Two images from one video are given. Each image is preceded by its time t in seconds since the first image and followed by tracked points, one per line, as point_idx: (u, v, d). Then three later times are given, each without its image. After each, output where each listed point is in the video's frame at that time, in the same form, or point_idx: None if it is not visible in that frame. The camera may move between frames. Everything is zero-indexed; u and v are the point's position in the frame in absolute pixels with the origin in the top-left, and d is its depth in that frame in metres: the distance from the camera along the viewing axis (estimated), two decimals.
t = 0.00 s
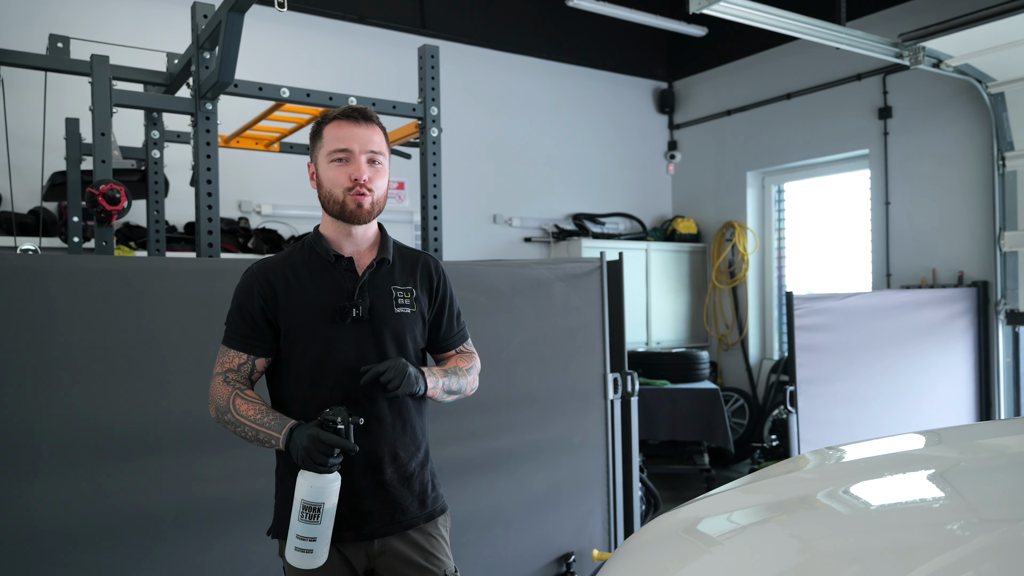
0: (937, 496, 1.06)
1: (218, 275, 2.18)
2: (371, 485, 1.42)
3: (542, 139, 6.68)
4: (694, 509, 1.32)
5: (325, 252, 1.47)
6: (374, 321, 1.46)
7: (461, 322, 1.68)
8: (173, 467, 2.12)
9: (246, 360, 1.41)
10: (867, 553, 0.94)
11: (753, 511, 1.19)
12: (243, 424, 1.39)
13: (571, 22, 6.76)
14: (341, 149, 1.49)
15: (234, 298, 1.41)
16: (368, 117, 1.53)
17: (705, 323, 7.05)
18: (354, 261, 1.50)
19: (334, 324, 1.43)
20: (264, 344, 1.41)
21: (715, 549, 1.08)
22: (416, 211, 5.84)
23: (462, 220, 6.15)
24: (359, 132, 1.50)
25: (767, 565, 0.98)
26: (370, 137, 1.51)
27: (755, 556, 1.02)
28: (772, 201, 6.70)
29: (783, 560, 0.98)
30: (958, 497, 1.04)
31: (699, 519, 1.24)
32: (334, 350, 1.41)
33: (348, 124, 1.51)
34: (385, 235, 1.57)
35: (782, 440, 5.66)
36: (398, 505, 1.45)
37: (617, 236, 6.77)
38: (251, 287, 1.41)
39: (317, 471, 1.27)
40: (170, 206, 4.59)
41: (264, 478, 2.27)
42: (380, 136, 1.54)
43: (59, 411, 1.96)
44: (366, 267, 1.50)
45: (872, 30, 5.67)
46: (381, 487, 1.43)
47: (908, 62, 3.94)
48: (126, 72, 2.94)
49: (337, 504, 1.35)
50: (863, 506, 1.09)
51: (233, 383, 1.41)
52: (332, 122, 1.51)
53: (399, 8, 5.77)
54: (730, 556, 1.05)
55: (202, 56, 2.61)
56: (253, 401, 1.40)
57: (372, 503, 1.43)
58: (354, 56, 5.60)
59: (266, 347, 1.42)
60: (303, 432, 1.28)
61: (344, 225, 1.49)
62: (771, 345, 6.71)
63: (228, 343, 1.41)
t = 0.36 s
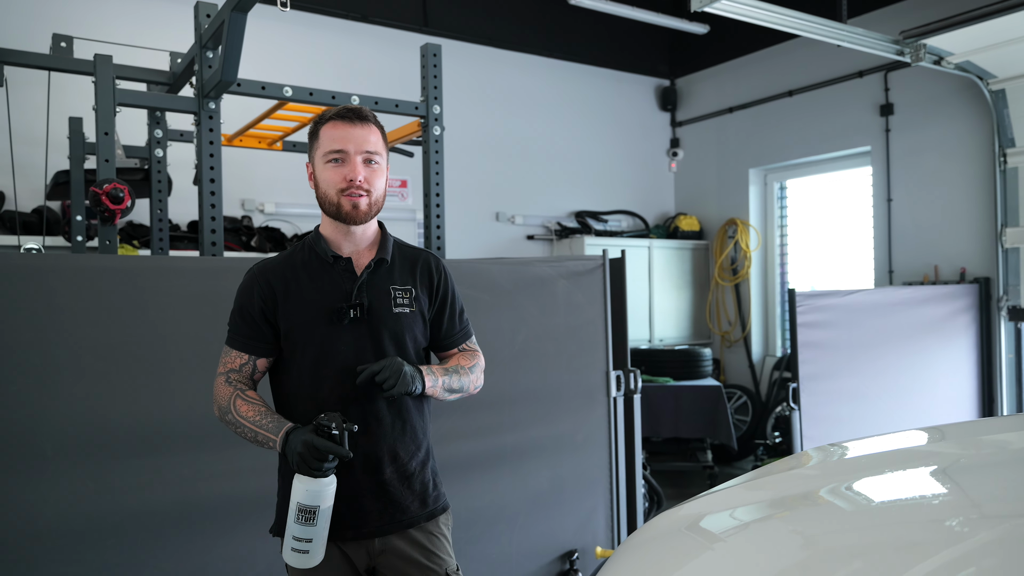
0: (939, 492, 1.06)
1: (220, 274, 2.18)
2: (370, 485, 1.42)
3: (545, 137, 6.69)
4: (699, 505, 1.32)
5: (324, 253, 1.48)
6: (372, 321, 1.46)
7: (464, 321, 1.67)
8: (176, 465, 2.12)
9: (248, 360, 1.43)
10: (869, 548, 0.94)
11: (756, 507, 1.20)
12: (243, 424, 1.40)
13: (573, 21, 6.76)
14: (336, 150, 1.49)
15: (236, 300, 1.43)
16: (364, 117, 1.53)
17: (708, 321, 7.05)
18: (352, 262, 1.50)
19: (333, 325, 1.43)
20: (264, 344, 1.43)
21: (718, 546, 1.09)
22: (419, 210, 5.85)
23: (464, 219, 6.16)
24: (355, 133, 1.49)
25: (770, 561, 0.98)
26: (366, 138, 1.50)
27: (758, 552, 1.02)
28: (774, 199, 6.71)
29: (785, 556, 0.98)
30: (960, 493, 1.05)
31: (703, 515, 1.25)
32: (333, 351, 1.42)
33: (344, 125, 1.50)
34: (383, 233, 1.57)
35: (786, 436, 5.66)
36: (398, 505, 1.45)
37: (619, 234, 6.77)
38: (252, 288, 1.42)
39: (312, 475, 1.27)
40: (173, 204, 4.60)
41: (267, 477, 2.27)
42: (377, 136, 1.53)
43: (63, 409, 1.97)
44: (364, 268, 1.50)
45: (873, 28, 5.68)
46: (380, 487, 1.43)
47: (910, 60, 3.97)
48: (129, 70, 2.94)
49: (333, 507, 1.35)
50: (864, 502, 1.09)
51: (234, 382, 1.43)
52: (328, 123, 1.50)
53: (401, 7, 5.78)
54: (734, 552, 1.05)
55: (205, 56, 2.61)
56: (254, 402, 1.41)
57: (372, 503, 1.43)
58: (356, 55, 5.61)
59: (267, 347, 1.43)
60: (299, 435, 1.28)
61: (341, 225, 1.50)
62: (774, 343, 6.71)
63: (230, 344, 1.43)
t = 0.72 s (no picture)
0: (939, 491, 1.07)
1: (222, 274, 2.18)
2: (369, 482, 1.43)
3: (546, 136, 6.69)
4: (700, 503, 1.33)
5: (323, 251, 1.49)
6: (372, 319, 1.46)
7: (465, 318, 1.67)
8: (178, 464, 2.13)
9: (246, 357, 1.43)
10: (867, 547, 0.95)
11: (757, 506, 1.20)
12: (241, 422, 1.40)
13: (574, 20, 6.77)
14: (338, 150, 1.50)
15: (235, 297, 1.44)
16: (367, 118, 1.54)
17: (709, 320, 7.05)
18: (352, 260, 1.50)
19: (332, 323, 1.44)
20: (263, 342, 1.43)
21: (718, 545, 1.09)
22: (420, 209, 5.86)
23: (466, 219, 6.17)
24: (357, 133, 1.50)
25: (770, 560, 0.99)
26: (368, 139, 1.52)
27: (758, 551, 1.02)
28: (775, 198, 6.71)
29: (785, 555, 0.99)
30: (960, 492, 1.05)
31: (703, 514, 1.25)
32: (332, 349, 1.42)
33: (346, 126, 1.51)
34: (384, 233, 1.58)
35: (786, 436, 5.65)
36: (397, 502, 1.45)
37: (620, 233, 6.77)
38: (251, 286, 1.43)
39: (310, 475, 1.27)
40: (175, 203, 4.61)
41: (269, 476, 2.27)
42: (378, 137, 1.54)
43: (66, 408, 1.97)
44: (364, 266, 1.50)
45: (874, 28, 5.67)
46: (380, 483, 1.44)
47: (911, 59, 3.97)
48: (132, 71, 2.95)
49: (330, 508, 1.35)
50: (865, 501, 1.09)
51: (233, 379, 1.43)
52: (331, 123, 1.52)
53: (403, 6, 5.79)
54: (735, 551, 1.05)
55: (208, 56, 2.62)
56: (252, 400, 1.42)
57: (372, 500, 1.44)
58: (357, 54, 5.61)
59: (266, 344, 1.44)
60: (297, 435, 1.28)
61: (341, 224, 1.50)
62: (775, 342, 6.71)
63: (229, 341, 1.44)
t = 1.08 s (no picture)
0: (939, 491, 1.07)
1: (223, 274, 2.19)
2: (370, 478, 1.44)
3: (545, 135, 6.70)
4: (699, 502, 1.33)
5: (328, 250, 1.49)
6: (375, 317, 1.47)
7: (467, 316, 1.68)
8: (179, 462, 2.14)
9: (248, 353, 1.44)
10: (867, 546, 0.95)
11: (756, 505, 1.20)
12: (241, 417, 1.40)
13: (574, 20, 6.77)
14: (363, 157, 1.49)
15: (238, 293, 1.45)
16: (393, 130, 1.54)
17: (709, 318, 7.04)
18: (356, 259, 1.51)
19: (335, 320, 1.44)
20: (266, 338, 1.44)
21: (717, 543, 1.09)
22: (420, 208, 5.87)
23: (466, 219, 6.18)
24: (384, 143, 1.50)
25: (769, 559, 0.99)
26: (393, 150, 1.52)
27: (757, 550, 1.03)
28: (774, 197, 6.71)
29: (784, 554, 0.99)
30: (960, 491, 1.05)
31: (701, 513, 1.25)
32: (335, 345, 1.43)
33: (374, 134, 1.51)
34: (392, 238, 1.58)
35: (786, 435, 5.64)
36: (397, 499, 1.46)
37: (620, 232, 6.77)
38: (255, 282, 1.44)
39: (314, 469, 1.28)
40: (176, 202, 4.63)
41: (270, 474, 2.28)
42: (401, 149, 1.55)
43: (68, 406, 1.98)
44: (368, 264, 1.51)
45: (875, 28, 5.67)
46: (380, 480, 1.44)
47: (910, 58, 3.96)
48: (133, 71, 2.96)
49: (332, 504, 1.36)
50: (865, 500, 1.10)
51: (234, 375, 1.44)
52: (358, 129, 1.51)
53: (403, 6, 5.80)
54: (734, 549, 1.05)
55: (209, 56, 2.63)
56: (254, 395, 1.42)
57: (372, 496, 1.44)
58: (357, 54, 5.63)
59: (268, 340, 1.44)
60: (301, 429, 1.28)
61: (353, 228, 1.50)
62: (775, 341, 6.70)
63: (231, 336, 1.44)
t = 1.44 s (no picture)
0: (938, 487, 1.08)
1: (225, 274, 2.19)
2: (372, 480, 1.44)
3: (547, 134, 6.71)
4: (701, 499, 1.34)
5: (330, 252, 1.50)
6: (376, 321, 1.47)
7: (466, 321, 1.69)
8: (182, 461, 2.14)
9: (253, 355, 1.44)
10: (868, 542, 0.96)
11: (758, 502, 1.21)
12: (248, 419, 1.41)
13: (575, 19, 6.78)
14: (364, 157, 1.51)
15: (242, 295, 1.45)
16: (394, 129, 1.55)
17: (710, 318, 7.05)
18: (358, 262, 1.51)
19: (337, 324, 1.45)
20: (270, 340, 1.44)
21: (718, 540, 1.10)
22: (422, 208, 5.88)
23: (467, 218, 6.19)
24: (384, 144, 1.51)
25: (770, 555, 1.00)
26: (393, 150, 1.53)
27: (758, 546, 1.04)
28: (775, 197, 6.72)
29: (785, 550, 1.00)
30: (960, 488, 1.06)
31: (703, 510, 1.26)
32: (337, 348, 1.43)
33: (375, 134, 1.52)
34: (394, 238, 1.59)
35: (787, 433, 5.66)
36: (400, 500, 1.47)
37: (622, 232, 6.79)
38: (258, 285, 1.44)
39: (314, 473, 1.29)
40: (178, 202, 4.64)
41: (272, 473, 2.28)
42: (402, 149, 1.56)
43: (71, 406, 1.99)
44: (369, 268, 1.51)
45: (875, 28, 5.69)
46: (383, 482, 1.45)
47: (910, 58, 3.98)
48: (136, 71, 2.97)
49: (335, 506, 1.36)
50: (865, 497, 1.11)
51: (239, 377, 1.44)
52: (359, 129, 1.53)
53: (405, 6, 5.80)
54: (736, 545, 1.06)
55: (212, 56, 2.64)
56: (259, 398, 1.42)
57: (375, 498, 1.45)
58: (359, 54, 5.63)
59: (272, 343, 1.45)
60: (302, 433, 1.29)
61: (354, 228, 1.51)
62: (776, 340, 6.71)
63: (236, 338, 1.45)
